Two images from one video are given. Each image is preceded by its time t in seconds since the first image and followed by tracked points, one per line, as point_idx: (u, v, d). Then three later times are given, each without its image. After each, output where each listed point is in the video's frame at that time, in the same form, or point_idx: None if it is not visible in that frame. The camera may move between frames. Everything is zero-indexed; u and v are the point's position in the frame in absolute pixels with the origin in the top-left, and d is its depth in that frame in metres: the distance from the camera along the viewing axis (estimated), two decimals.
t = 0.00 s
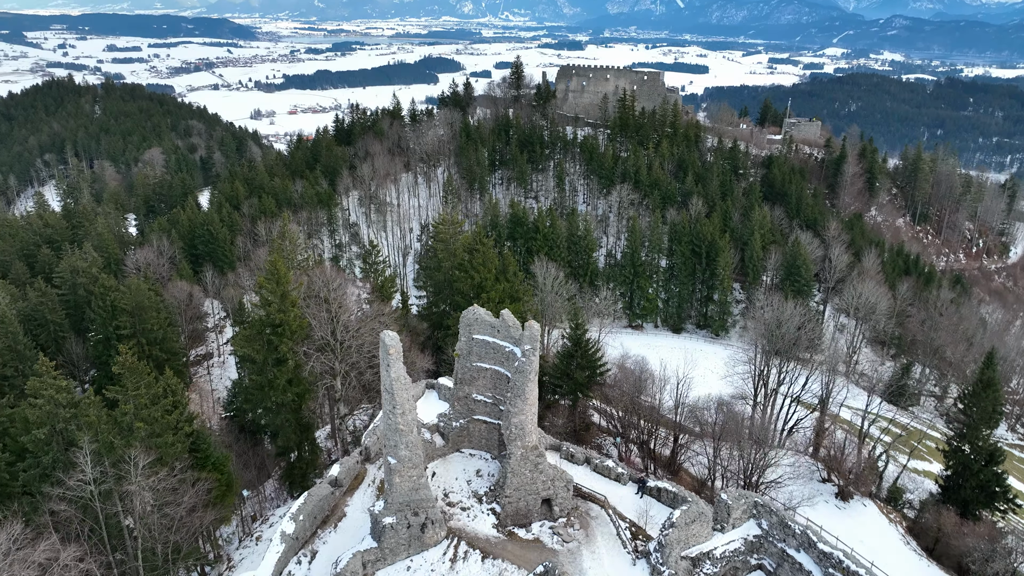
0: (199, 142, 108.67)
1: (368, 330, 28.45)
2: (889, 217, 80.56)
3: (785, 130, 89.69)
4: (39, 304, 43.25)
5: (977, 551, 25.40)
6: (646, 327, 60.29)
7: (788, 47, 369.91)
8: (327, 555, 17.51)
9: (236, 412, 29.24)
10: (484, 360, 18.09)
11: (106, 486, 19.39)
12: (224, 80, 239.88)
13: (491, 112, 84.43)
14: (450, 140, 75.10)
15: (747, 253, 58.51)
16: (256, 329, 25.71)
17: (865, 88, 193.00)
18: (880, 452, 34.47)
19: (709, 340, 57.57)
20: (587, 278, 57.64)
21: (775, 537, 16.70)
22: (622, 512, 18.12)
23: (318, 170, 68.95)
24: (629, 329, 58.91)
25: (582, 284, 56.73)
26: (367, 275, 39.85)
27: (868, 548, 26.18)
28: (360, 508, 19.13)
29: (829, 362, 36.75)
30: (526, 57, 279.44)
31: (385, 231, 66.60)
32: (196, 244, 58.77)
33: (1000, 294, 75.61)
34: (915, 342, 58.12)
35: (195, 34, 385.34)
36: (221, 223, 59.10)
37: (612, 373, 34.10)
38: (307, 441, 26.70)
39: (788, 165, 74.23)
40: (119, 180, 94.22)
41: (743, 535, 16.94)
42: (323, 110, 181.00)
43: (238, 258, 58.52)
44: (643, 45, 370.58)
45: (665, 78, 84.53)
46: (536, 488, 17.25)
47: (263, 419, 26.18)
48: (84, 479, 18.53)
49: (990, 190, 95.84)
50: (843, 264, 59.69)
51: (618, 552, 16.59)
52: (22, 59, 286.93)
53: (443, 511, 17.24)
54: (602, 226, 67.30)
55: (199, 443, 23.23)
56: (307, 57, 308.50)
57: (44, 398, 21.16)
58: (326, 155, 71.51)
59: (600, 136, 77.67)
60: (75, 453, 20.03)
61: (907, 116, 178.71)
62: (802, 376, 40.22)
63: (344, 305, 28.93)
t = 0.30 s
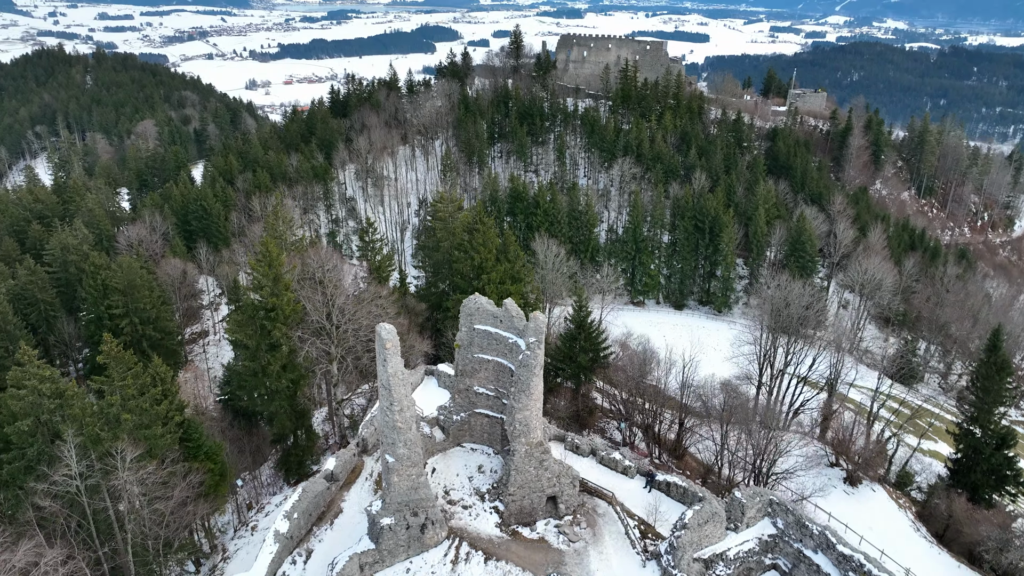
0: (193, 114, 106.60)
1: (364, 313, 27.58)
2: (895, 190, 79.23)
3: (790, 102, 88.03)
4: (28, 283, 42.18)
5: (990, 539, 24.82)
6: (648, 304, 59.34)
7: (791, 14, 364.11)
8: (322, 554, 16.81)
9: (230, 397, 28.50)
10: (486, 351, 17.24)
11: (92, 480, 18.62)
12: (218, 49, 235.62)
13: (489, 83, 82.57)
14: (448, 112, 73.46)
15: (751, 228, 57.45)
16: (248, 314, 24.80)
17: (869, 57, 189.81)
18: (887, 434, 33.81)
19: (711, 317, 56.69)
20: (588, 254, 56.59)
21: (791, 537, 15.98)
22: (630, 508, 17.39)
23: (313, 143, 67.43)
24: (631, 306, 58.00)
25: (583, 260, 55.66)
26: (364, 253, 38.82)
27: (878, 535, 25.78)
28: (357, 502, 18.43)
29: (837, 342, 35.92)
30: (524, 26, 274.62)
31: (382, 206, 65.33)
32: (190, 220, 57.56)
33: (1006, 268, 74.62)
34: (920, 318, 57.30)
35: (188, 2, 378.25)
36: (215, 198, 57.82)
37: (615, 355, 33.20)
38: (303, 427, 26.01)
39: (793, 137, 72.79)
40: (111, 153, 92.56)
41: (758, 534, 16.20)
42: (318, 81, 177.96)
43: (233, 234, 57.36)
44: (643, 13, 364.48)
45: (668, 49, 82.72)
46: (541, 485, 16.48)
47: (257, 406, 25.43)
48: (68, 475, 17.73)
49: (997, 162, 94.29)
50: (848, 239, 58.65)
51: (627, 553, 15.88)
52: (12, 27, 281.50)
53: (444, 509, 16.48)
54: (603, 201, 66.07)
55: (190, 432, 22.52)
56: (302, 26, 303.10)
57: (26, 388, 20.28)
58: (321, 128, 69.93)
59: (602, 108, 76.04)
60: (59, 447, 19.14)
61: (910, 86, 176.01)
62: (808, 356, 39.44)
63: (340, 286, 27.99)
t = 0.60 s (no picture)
0: (184, 82, 104.15)
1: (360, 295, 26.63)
2: (901, 160, 77.75)
3: (795, 69, 86.17)
4: (16, 259, 40.96)
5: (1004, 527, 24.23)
6: (650, 278, 58.27)
7: None
8: (318, 553, 16.10)
9: (223, 380, 27.66)
10: (488, 342, 16.32)
11: (77, 475, 17.77)
12: (210, 14, 230.68)
13: (487, 50, 80.44)
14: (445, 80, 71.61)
15: (755, 201, 56.23)
16: (240, 297, 23.82)
17: (873, 22, 186.06)
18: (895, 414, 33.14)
19: (713, 292, 55.69)
20: (589, 228, 55.45)
21: (808, 536, 15.28)
22: (639, 505, 16.67)
23: (308, 113, 65.72)
24: (633, 280, 56.94)
25: (583, 234, 54.44)
26: (361, 229, 37.71)
27: (887, 519, 25.34)
28: (354, 497, 17.69)
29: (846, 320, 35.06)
30: None
31: (378, 178, 63.90)
32: (182, 193, 56.18)
33: (1012, 239, 73.51)
34: (926, 292, 56.43)
35: None
36: (207, 170, 56.37)
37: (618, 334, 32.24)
38: (298, 412, 25.26)
39: (798, 106, 71.17)
40: (102, 123, 90.48)
41: (774, 533, 15.52)
42: (312, 47, 174.35)
43: (226, 207, 56.05)
44: None
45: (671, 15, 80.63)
46: (546, 483, 15.71)
47: (250, 391, 24.63)
48: (51, 471, 16.85)
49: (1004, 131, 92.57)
50: (854, 212, 57.50)
51: (636, 554, 15.18)
52: None
53: (444, 508, 15.72)
54: (604, 172, 64.67)
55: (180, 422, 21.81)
56: None
57: (6, 376, 19.29)
58: (315, 97, 68.13)
59: (603, 76, 74.20)
60: (42, 439, 18.26)
61: (914, 52, 172.83)
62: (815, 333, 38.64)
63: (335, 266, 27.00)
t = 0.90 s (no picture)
0: (174, 47, 101.35)
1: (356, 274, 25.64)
2: (907, 128, 76.14)
3: (800, 34, 84.04)
4: None
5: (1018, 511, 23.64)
6: (651, 250, 56.93)
7: None
8: (314, 553, 15.38)
9: (214, 362, 26.76)
10: (490, 332, 15.40)
11: (59, 470, 16.91)
12: None
13: (485, 14, 78.14)
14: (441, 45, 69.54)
15: (759, 170, 54.85)
16: (230, 278, 22.74)
17: None
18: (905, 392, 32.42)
19: (715, 263, 54.50)
20: (589, 198, 53.96)
21: (826, 535, 14.57)
22: (649, 501, 15.98)
23: (300, 79, 63.85)
24: (634, 252, 55.75)
25: (583, 205, 53.08)
26: (356, 203, 36.51)
27: (897, 502, 24.82)
28: (351, 492, 16.97)
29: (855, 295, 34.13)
30: None
31: (374, 147, 62.33)
32: (172, 163, 54.66)
33: (1018, 209, 72.30)
34: (931, 264, 55.47)
35: None
36: (198, 140, 54.75)
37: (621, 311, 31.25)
38: (293, 396, 24.47)
39: (804, 73, 69.42)
40: (90, 90, 88.16)
41: (791, 531, 14.83)
42: (304, 11, 170.22)
43: (219, 178, 54.57)
44: None
45: None
46: (552, 480, 14.94)
47: (242, 375, 23.75)
48: (31, 468, 15.97)
49: (1012, 97, 90.70)
50: (860, 181, 56.26)
51: (647, 554, 14.45)
52: None
53: (446, 506, 14.98)
54: (605, 141, 63.15)
55: (169, 410, 21.02)
56: None
57: None
58: (308, 64, 66.16)
59: (604, 41, 72.15)
60: (22, 433, 17.35)
61: (919, 15, 169.24)
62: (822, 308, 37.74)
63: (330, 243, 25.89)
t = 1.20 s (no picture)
0: (161, 6, 98.00)
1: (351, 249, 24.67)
2: (915, 88, 74.24)
3: None
4: None
5: None
6: (652, 216, 55.16)
7: None
8: (309, 551, 14.74)
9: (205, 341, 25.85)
10: (492, 321, 14.53)
11: (42, 463, 16.15)
12: None
13: None
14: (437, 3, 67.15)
15: (763, 133, 53.34)
16: (218, 256, 21.71)
17: None
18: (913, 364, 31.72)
19: (718, 229, 53.11)
20: (590, 164, 52.39)
21: (845, 533, 13.91)
22: (659, 494, 15.32)
23: (291, 40, 61.64)
24: (635, 219, 54.14)
25: (583, 171, 51.44)
26: (350, 172, 35.18)
27: (907, 480, 24.35)
28: (348, 484, 16.27)
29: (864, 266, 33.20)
30: None
31: (367, 111, 60.52)
32: (160, 127, 52.90)
33: None
34: (938, 229, 54.40)
35: None
36: (186, 103, 52.89)
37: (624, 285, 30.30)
38: (287, 376, 23.68)
39: (810, 31, 67.32)
40: (74, 50, 85.32)
41: (808, 528, 14.17)
42: None
43: (208, 143, 52.87)
44: None
45: None
46: (558, 476, 14.23)
47: (234, 356, 22.90)
48: (10, 464, 15.17)
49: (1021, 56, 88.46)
50: (867, 145, 54.83)
51: (658, 553, 13.84)
52: None
53: (447, 503, 14.27)
54: (605, 104, 61.32)
55: (157, 394, 20.23)
56: None
57: None
58: (299, 23, 63.83)
59: None
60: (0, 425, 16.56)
61: None
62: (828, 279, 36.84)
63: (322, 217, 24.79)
